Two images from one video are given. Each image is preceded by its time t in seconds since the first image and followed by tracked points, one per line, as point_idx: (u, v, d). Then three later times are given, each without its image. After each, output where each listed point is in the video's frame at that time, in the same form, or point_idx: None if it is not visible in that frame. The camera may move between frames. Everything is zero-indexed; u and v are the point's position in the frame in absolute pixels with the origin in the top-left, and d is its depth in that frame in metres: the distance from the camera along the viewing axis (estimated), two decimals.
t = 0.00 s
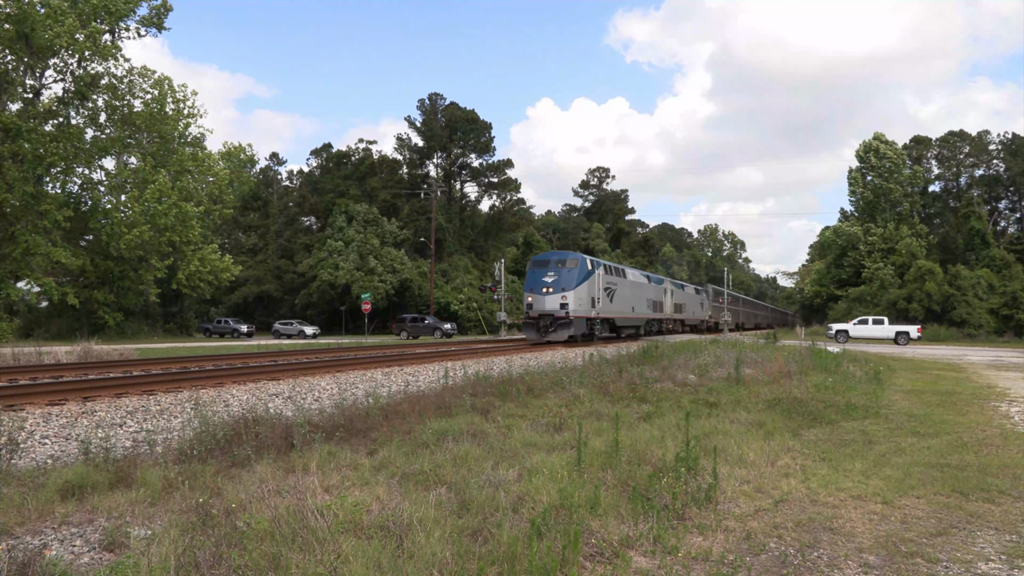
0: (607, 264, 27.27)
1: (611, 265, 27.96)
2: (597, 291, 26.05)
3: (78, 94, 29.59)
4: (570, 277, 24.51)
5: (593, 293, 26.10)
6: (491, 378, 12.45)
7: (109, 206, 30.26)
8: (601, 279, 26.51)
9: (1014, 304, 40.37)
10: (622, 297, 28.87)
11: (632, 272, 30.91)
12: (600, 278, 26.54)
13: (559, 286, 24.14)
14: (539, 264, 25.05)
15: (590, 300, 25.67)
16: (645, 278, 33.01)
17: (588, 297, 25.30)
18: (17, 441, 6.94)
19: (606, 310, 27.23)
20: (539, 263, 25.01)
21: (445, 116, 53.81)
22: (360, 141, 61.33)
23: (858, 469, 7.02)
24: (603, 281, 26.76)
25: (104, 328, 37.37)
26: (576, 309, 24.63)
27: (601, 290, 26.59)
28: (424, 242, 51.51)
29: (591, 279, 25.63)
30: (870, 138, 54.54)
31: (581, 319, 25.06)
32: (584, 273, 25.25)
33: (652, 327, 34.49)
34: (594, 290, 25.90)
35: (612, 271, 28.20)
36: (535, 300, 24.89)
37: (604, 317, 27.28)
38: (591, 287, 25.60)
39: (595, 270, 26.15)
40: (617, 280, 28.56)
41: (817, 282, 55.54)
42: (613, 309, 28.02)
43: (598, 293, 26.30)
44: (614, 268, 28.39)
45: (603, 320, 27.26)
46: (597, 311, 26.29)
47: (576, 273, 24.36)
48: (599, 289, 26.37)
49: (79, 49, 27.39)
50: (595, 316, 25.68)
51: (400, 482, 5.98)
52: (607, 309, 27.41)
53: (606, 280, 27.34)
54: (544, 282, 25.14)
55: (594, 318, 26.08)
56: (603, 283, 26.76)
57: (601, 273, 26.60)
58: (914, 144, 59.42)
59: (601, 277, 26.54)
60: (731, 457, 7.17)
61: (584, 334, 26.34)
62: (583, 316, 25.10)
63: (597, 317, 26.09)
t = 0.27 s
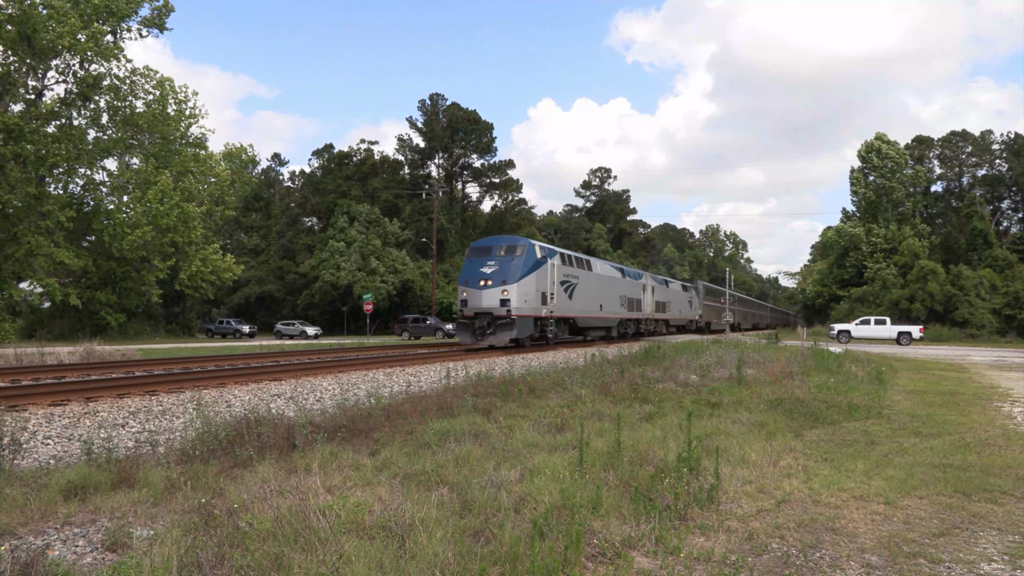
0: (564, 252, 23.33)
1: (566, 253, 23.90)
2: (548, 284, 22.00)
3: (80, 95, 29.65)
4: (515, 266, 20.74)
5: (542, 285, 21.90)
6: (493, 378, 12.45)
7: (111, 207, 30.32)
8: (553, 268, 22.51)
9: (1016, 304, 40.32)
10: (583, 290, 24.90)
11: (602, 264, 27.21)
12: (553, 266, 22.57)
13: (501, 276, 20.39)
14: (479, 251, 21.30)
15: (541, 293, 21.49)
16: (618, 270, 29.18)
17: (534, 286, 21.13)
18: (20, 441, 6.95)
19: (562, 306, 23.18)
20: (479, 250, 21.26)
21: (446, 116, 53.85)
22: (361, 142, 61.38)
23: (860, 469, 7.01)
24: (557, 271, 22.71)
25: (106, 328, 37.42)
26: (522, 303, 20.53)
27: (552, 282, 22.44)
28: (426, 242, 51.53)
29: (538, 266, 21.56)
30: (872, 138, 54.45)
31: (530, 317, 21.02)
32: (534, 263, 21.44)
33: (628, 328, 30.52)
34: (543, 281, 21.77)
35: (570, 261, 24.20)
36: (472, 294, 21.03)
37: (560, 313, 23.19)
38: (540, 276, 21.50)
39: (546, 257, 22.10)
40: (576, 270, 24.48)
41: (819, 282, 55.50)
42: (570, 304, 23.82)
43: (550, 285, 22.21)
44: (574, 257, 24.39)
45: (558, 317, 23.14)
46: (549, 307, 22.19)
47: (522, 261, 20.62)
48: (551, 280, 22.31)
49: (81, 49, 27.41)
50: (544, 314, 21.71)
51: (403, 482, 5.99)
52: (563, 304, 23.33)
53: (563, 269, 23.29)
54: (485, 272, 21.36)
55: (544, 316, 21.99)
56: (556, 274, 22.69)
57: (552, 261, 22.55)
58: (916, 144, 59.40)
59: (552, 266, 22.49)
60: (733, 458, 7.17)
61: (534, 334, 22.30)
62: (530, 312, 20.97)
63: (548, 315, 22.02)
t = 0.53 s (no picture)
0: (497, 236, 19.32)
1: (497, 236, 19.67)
2: (471, 275, 17.90)
3: (81, 97, 29.67)
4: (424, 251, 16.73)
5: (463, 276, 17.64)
6: (495, 379, 12.45)
7: (112, 209, 30.34)
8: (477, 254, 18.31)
9: (1018, 304, 40.28)
10: (519, 280, 20.44)
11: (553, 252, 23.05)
12: (479, 253, 18.48)
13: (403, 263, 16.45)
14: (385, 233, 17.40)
15: (460, 286, 17.47)
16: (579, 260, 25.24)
17: (450, 279, 17.05)
18: (22, 443, 6.96)
19: (494, 303, 19.04)
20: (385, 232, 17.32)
21: (447, 117, 53.90)
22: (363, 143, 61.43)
23: (862, 469, 7.00)
24: (484, 258, 18.65)
25: (108, 330, 37.43)
26: (435, 298, 16.54)
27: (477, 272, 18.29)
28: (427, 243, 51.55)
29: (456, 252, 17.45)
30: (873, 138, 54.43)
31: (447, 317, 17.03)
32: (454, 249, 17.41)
33: (594, 329, 26.52)
34: (463, 272, 17.62)
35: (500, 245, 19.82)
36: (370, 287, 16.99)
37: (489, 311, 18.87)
38: (457, 265, 17.41)
39: (469, 243, 18.08)
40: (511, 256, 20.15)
41: (820, 282, 55.48)
42: (507, 301, 19.71)
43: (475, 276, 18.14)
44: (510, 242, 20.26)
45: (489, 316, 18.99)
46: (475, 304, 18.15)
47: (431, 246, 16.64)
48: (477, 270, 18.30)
49: (82, 50, 27.42)
50: (465, 314, 17.66)
51: (404, 483, 6.00)
52: (495, 300, 19.14)
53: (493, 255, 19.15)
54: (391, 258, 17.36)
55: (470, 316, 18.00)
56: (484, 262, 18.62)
57: (478, 247, 18.45)
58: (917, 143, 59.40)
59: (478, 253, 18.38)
60: (735, 458, 7.17)
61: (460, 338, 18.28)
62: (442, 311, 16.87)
63: (472, 314, 18.01)
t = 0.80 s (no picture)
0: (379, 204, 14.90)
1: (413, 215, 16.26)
2: (335, 258, 13.41)
3: (82, 98, 29.68)
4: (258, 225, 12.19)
5: (324, 258, 13.14)
6: (496, 379, 12.45)
7: (114, 210, 30.35)
8: (386, 240, 15.00)
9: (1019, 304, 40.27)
10: (489, 281, 19.40)
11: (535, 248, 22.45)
12: (380, 234, 14.87)
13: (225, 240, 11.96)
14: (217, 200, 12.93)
15: (316, 272, 12.96)
16: (566, 258, 24.74)
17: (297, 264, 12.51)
18: (24, 444, 6.96)
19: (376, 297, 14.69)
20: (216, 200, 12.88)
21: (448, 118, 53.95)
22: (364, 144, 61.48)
23: (863, 469, 7.00)
24: (354, 234, 13.99)
25: (109, 331, 37.42)
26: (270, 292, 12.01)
27: (381, 260, 14.81)
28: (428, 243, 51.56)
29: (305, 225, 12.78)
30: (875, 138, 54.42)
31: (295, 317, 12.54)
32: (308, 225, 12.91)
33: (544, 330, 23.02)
34: (321, 252, 13.05)
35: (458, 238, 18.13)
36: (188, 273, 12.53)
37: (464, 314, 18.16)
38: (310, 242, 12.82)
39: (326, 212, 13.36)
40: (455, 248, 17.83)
41: (822, 282, 55.49)
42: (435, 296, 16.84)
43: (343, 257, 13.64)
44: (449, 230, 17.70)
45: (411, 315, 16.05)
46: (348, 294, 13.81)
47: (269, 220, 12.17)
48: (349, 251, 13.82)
49: (82, 51, 27.41)
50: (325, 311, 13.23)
51: (406, 484, 6.00)
52: (416, 296, 16.07)
53: (411, 239, 15.94)
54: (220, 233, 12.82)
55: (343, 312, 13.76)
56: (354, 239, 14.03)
57: (342, 217, 13.71)
58: (918, 143, 59.43)
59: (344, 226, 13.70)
60: (736, 458, 7.17)
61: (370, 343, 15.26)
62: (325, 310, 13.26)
63: (340, 310, 13.62)
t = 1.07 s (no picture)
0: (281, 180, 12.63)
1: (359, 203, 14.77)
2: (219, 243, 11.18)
3: (83, 100, 29.71)
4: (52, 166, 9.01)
5: (192, 242, 10.71)
6: (498, 380, 12.45)
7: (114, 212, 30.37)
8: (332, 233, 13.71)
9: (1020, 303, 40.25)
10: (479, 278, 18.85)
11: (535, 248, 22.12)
12: (318, 222, 13.41)
13: None
14: None
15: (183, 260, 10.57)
16: (568, 258, 24.40)
17: (145, 253, 9.98)
18: (26, 446, 6.97)
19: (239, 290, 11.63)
20: None
21: (448, 119, 54.00)
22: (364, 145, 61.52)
23: (865, 469, 7.00)
24: (236, 213, 11.54)
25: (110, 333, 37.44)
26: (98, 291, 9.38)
27: (328, 255, 13.55)
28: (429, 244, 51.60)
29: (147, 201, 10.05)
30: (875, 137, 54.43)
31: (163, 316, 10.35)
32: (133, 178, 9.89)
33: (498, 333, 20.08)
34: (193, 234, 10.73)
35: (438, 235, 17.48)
36: None
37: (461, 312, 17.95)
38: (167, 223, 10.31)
39: (190, 184, 10.77)
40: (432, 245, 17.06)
41: (823, 281, 55.48)
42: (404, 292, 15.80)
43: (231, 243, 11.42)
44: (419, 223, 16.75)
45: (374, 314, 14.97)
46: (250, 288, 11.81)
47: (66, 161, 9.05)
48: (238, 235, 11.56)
49: (83, 53, 27.44)
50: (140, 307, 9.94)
51: (407, 485, 5.99)
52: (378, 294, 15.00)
53: (367, 232, 14.75)
54: None
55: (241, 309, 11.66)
56: (235, 220, 11.55)
57: (211, 193, 11.15)
58: (919, 143, 59.45)
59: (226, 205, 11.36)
60: (738, 458, 7.17)
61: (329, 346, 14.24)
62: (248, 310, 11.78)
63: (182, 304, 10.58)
